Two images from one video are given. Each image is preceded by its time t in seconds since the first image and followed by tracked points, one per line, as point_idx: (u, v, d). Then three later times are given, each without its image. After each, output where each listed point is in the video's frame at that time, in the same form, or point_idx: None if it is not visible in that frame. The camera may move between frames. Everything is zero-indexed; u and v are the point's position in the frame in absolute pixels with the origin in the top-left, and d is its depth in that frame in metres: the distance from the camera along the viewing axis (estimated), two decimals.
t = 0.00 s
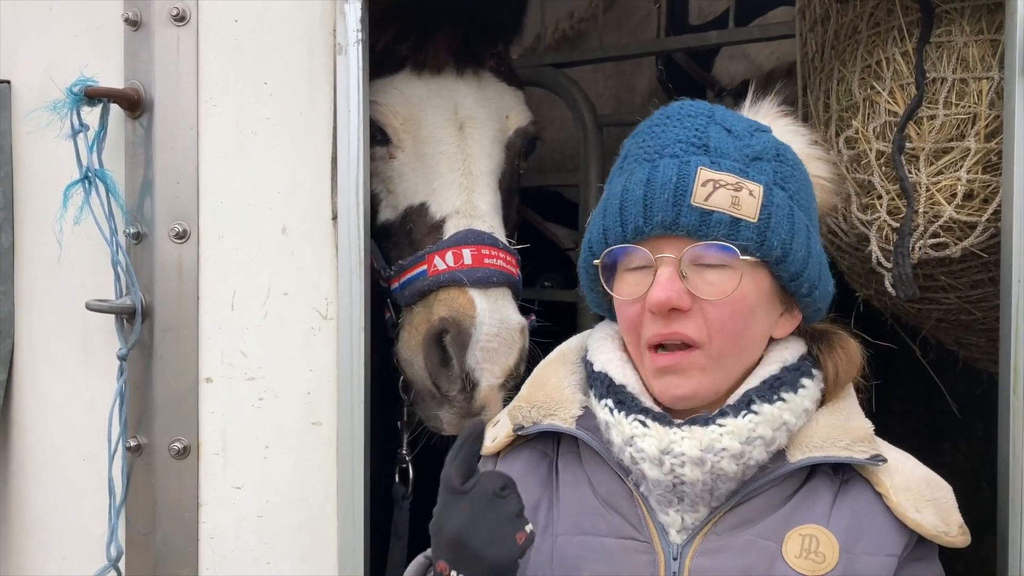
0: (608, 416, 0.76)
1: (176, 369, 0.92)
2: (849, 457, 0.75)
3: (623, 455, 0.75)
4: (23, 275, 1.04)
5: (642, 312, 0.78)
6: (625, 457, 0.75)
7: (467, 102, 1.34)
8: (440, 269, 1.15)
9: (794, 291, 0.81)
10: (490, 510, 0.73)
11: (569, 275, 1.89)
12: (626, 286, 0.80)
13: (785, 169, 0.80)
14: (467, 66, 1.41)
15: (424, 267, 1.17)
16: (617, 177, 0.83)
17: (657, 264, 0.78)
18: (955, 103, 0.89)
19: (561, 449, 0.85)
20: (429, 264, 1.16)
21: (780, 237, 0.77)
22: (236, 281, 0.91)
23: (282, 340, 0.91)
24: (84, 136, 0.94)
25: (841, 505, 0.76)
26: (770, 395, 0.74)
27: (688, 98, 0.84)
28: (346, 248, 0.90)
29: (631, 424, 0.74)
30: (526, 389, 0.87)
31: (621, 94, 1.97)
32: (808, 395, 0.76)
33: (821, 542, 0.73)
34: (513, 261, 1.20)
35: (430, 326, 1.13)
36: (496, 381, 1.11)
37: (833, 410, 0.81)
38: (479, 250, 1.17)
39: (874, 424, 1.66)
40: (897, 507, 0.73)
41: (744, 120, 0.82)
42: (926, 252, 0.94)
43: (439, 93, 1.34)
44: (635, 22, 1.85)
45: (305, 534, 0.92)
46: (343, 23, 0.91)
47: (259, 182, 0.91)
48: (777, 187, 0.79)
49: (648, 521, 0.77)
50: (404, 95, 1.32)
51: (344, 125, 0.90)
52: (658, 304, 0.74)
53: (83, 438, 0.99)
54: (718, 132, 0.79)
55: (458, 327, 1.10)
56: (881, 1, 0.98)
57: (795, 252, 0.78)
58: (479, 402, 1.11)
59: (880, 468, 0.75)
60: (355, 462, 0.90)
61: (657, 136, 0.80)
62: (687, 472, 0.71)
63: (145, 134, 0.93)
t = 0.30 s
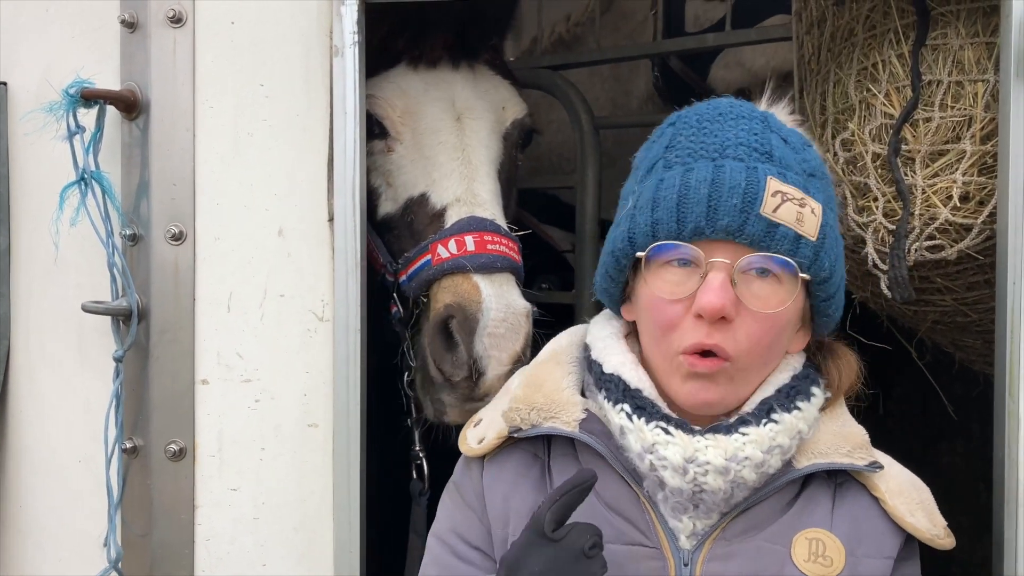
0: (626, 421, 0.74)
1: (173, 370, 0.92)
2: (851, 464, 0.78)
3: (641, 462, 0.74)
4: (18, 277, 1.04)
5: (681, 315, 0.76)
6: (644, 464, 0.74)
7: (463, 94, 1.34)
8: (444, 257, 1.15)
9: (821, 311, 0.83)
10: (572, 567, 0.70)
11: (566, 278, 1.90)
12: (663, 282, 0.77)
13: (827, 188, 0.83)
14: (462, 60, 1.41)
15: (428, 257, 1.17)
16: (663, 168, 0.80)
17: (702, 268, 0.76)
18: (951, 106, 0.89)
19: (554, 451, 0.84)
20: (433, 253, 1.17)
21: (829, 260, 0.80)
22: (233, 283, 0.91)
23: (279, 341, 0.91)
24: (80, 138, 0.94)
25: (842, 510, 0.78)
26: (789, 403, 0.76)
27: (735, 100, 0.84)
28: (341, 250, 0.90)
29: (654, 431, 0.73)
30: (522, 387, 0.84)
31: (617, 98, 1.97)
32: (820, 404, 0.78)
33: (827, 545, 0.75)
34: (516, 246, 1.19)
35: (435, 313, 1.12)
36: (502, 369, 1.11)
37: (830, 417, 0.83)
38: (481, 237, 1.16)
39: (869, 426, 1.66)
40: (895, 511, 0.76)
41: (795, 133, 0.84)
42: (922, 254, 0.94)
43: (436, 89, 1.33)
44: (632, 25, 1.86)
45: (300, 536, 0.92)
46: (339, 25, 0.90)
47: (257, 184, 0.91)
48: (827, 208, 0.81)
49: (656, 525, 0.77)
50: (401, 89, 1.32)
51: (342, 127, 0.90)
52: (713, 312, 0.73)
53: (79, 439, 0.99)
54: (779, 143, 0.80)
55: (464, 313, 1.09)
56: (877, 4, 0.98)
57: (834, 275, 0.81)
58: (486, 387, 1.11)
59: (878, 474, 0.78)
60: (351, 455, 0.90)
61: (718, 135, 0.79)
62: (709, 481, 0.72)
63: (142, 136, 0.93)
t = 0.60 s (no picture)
0: (665, 427, 0.74)
1: (165, 373, 0.92)
2: (858, 474, 0.80)
3: (677, 470, 0.74)
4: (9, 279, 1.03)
5: (723, 316, 0.76)
6: (680, 472, 0.74)
7: (454, 101, 1.34)
8: (434, 270, 1.16)
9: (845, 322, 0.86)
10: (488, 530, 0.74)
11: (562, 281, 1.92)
12: (704, 282, 0.77)
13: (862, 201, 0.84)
14: (454, 69, 1.42)
15: (419, 268, 1.17)
16: (714, 168, 0.78)
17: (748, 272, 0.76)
18: (944, 110, 0.89)
19: (565, 454, 0.84)
20: (423, 264, 1.17)
21: (864, 277, 0.82)
22: (225, 286, 0.91)
23: (270, 345, 0.91)
24: (73, 140, 0.94)
25: (849, 519, 0.79)
26: (819, 415, 0.78)
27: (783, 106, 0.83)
28: (334, 252, 0.90)
29: (695, 439, 0.73)
30: (539, 383, 0.83)
31: (612, 102, 1.97)
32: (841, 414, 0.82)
33: (840, 552, 0.76)
34: (507, 259, 1.19)
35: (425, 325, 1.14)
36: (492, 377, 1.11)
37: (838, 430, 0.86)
38: (472, 249, 1.16)
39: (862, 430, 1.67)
40: (897, 519, 0.79)
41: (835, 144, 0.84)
42: (914, 257, 0.94)
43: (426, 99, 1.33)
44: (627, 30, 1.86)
45: (292, 539, 0.92)
46: (332, 28, 0.90)
47: (250, 187, 0.91)
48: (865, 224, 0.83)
49: (681, 532, 0.76)
50: (392, 98, 1.32)
51: (334, 127, 0.90)
52: (763, 320, 0.73)
53: (70, 442, 0.99)
54: (830, 156, 0.80)
55: (453, 326, 1.11)
56: (870, 8, 0.98)
57: (865, 289, 0.83)
58: (475, 395, 1.11)
59: (880, 486, 0.80)
60: (345, 462, 0.90)
61: (775, 141, 0.78)
62: (747, 492, 0.71)
63: (134, 138, 0.93)
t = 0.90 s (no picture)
0: (666, 432, 0.74)
1: (161, 373, 0.92)
2: (863, 478, 0.80)
3: (677, 474, 0.74)
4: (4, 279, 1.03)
5: (712, 325, 0.76)
6: (680, 477, 0.73)
7: (451, 101, 1.34)
8: (436, 265, 1.16)
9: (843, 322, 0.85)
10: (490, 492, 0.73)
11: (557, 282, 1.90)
12: (693, 292, 0.77)
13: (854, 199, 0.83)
14: (448, 66, 1.41)
15: (421, 264, 1.17)
16: (697, 175, 0.78)
17: (736, 280, 0.76)
18: (939, 113, 0.89)
19: (568, 456, 0.83)
20: (426, 260, 1.17)
21: (857, 275, 0.81)
22: (221, 286, 0.91)
23: (266, 346, 0.91)
24: (69, 140, 0.94)
25: (851, 525, 0.80)
26: (822, 420, 0.78)
27: (770, 107, 0.82)
28: (331, 253, 0.90)
29: (696, 444, 0.73)
30: (540, 387, 0.83)
31: (609, 104, 1.97)
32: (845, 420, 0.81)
33: (843, 556, 0.76)
34: (508, 255, 1.20)
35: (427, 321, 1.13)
36: (495, 375, 1.10)
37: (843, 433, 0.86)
38: (474, 245, 1.17)
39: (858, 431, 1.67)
40: (902, 524, 0.79)
41: (825, 141, 0.83)
42: (910, 260, 0.94)
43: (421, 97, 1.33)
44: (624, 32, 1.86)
45: (288, 540, 0.91)
46: (329, 29, 0.91)
47: (247, 187, 0.91)
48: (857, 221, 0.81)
49: (682, 537, 0.77)
50: (389, 98, 1.32)
51: (331, 127, 0.90)
52: (750, 329, 0.73)
53: (66, 441, 0.99)
54: (817, 155, 0.79)
55: (457, 321, 1.10)
56: (866, 12, 0.98)
57: (860, 287, 0.82)
58: (477, 393, 1.10)
59: (886, 490, 0.80)
60: (338, 463, 0.90)
61: (756, 144, 0.78)
62: (747, 498, 0.71)
63: (130, 138, 0.93)
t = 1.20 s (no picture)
0: (632, 432, 0.75)
1: (160, 374, 0.91)
2: (860, 476, 0.78)
3: (649, 471, 0.74)
4: (4, 278, 1.03)
5: (645, 342, 0.78)
6: (651, 473, 0.74)
7: (455, 107, 1.36)
8: (442, 274, 1.18)
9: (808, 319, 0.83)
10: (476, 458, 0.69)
11: (554, 283, 1.91)
12: (629, 312, 0.79)
13: (791, 189, 0.80)
14: (451, 74, 1.43)
15: (426, 272, 1.19)
16: (617, 199, 0.82)
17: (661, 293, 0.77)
18: (938, 115, 0.89)
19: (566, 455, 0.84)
20: (432, 269, 1.19)
21: (788, 264, 0.78)
22: (221, 286, 0.91)
23: (266, 347, 0.91)
24: (68, 140, 0.94)
25: (849, 523, 0.78)
26: (799, 414, 0.76)
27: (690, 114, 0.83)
28: (330, 253, 0.90)
29: (660, 439, 0.73)
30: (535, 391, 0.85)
31: (607, 106, 1.97)
32: (831, 416, 0.78)
33: (838, 554, 0.75)
34: (512, 264, 1.22)
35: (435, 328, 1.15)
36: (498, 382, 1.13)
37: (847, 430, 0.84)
38: (479, 255, 1.19)
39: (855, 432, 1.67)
40: (904, 524, 0.77)
41: (749, 137, 0.82)
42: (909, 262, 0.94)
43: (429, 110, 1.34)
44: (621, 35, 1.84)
45: (287, 540, 0.91)
46: (330, 30, 0.91)
47: (247, 187, 0.91)
48: (784, 212, 0.79)
49: (667, 532, 0.76)
50: (391, 102, 1.32)
51: (330, 128, 0.90)
52: (664, 341, 0.74)
53: (65, 442, 0.99)
54: (722, 154, 0.78)
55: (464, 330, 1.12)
56: (866, 14, 0.98)
57: (802, 278, 0.79)
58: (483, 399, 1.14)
59: (887, 488, 0.79)
60: (337, 462, 0.90)
61: (660, 159, 0.80)
62: (717, 488, 0.71)
63: (130, 138, 0.92)
